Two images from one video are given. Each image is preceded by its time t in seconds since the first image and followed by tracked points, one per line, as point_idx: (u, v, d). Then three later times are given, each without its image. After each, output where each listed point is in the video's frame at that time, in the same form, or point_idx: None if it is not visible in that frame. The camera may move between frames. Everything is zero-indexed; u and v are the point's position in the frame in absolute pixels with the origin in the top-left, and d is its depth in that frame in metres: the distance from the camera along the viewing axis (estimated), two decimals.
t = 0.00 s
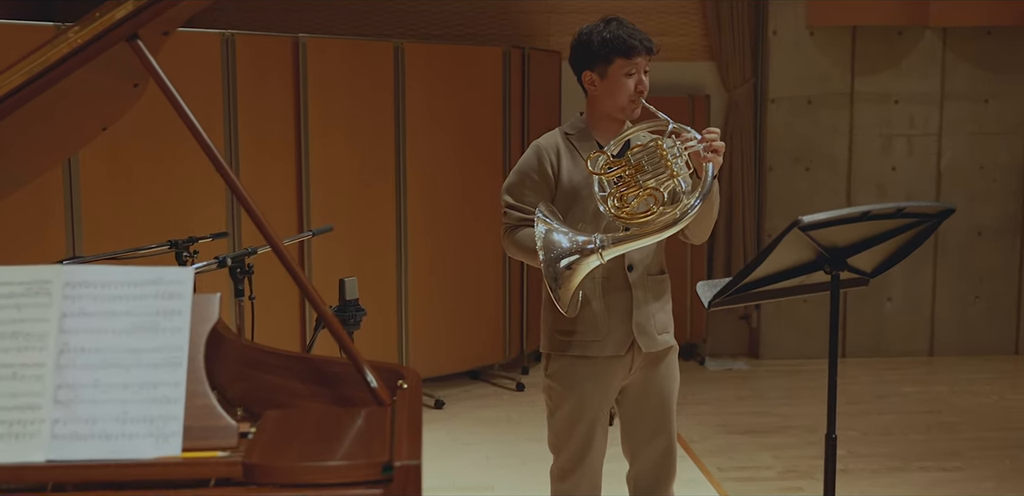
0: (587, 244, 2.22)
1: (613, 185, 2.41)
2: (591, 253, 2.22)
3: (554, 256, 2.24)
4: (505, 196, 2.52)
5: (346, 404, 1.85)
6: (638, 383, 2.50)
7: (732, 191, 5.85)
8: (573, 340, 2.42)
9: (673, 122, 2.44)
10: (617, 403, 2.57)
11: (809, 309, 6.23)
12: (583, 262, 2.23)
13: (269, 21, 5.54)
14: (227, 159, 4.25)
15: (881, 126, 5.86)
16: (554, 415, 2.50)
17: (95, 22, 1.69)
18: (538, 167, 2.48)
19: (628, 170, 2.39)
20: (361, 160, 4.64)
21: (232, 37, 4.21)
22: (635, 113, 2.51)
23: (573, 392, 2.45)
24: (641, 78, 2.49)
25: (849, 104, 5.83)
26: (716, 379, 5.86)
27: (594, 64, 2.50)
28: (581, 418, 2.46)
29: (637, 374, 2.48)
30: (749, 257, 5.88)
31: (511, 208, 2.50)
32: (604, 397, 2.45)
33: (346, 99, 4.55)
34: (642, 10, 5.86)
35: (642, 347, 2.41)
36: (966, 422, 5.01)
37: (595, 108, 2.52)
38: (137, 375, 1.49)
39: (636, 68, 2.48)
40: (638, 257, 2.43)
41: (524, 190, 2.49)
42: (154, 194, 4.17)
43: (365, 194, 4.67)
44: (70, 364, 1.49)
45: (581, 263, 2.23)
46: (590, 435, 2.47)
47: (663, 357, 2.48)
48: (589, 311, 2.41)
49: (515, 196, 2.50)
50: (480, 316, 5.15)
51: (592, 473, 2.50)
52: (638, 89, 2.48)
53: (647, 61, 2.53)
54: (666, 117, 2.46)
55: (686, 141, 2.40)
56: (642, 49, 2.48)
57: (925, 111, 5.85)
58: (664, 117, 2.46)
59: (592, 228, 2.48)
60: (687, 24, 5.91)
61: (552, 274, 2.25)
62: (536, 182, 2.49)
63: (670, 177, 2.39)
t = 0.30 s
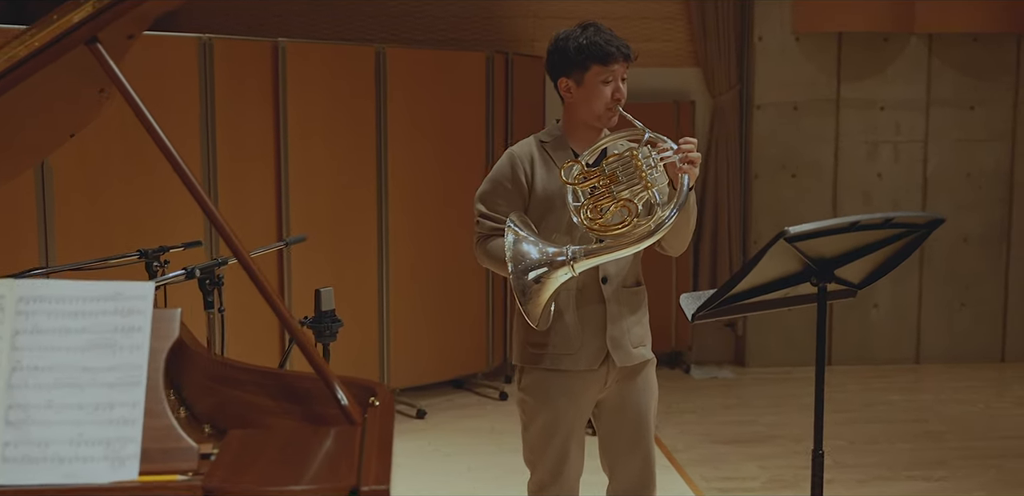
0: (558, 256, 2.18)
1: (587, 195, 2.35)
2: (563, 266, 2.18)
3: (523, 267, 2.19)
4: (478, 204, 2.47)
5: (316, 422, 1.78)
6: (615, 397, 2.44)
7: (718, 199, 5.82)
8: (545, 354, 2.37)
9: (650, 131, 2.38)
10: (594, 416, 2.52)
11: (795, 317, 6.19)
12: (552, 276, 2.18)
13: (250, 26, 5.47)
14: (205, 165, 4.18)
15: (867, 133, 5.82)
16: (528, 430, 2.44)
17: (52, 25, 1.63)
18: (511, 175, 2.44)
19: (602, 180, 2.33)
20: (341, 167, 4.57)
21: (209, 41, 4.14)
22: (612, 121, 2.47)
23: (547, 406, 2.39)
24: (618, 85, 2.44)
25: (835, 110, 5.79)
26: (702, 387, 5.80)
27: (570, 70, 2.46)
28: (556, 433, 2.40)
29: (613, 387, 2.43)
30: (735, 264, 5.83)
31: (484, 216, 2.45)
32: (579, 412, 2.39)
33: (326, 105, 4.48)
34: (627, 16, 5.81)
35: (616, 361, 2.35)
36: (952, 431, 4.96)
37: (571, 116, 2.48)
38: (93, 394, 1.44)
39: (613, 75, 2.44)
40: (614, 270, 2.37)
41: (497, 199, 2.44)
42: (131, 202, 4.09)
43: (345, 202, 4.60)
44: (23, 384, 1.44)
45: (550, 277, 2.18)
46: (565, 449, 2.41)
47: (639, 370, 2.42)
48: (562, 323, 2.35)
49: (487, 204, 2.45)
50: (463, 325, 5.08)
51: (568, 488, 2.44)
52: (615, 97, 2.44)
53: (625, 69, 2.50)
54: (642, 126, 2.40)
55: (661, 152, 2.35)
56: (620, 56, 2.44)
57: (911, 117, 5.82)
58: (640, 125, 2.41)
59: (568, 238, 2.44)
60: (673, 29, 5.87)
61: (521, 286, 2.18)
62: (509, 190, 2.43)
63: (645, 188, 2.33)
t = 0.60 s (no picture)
0: (529, 265, 2.13)
1: (562, 202, 2.32)
2: (533, 275, 2.13)
3: (493, 275, 2.13)
4: (453, 210, 2.45)
5: (288, 441, 1.69)
6: (594, 408, 2.38)
7: (705, 204, 5.77)
8: (519, 364, 2.30)
9: (628, 138, 2.36)
10: (573, 427, 2.45)
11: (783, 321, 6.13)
12: (521, 285, 2.13)
13: (231, 29, 5.39)
14: (183, 171, 4.08)
15: (855, 135, 5.77)
16: (504, 442, 2.37)
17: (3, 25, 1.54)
18: (486, 180, 2.42)
19: (577, 187, 2.30)
20: (322, 173, 4.49)
21: (186, 43, 4.05)
22: (592, 125, 2.44)
23: (522, 418, 2.32)
24: (598, 89, 2.41)
25: (823, 112, 5.74)
26: (690, 393, 5.74)
27: (548, 73, 2.42)
28: (533, 446, 2.32)
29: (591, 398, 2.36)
30: (721, 269, 5.77)
31: (457, 222, 2.43)
32: (556, 424, 2.32)
33: (307, 109, 4.41)
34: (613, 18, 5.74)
35: (592, 373, 2.29)
36: (943, 436, 4.91)
37: (550, 119, 2.45)
38: (43, 414, 1.38)
39: (593, 78, 2.40)
40: (590, 279, 2.31)
41: (471, 204, 2.42)
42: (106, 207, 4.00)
43: (326, 208, 4.52)
44: None
45: (519, 286, 2.13)
46: (542, 464, 2.33)
47: (619, 381, 2.36)
48: (535, 334, 2.29)
49: (461, 209, 2.43)
50: (447, 331, 5.01)
51: None
52: (594, 101, 2.41)
53: (607, 71, 2.46)
54: (620, 132, 2.37)
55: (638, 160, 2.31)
56: (600, 59, 2.40)
57: (899, 120, 5.77)
58: (618, 131, 2.39)
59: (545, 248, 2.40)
60: (659, 32, 5.80)
61: (489, 296, 2.13)
62: (483, 195, 2.42)
63: (620, 197, 2.29)
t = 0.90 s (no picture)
0: (501, 277, 2.07)
1: (541, 211, 2.29)
2: (505, 288, 2.07)
3: (464, 285, 2.09)
4: (427, 215, 2.38)
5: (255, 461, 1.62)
6: (573, 423, 2.29)
7: (695, 207, 5.70)
8: (493, 377, 2.22)
9: (609, 147, 2.31)
10: (552, 441, 2.36)
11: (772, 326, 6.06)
12: (492, 297, 2.08)
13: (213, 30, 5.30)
14: (159, 173, 3.97)
15: (845, 138, 5.70)
16: (480, 458, 2.29)
17: None
18: (463, 185, 2.35)
19: (556, 197, 2.26)
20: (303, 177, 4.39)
21: (163, 43, 3.94)
22: (575, 131, 2.37)
23: (498, 432, 2.24)
24: (582, 95, 2.34)
25: (813, 115, 5.67)
26: (678, 399, 5.67)
27: (530, 76, 2.35)
28: (509, 462, 2.24)
29: (571, 412, 2.28)
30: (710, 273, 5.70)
31: (432, 227, 2.36)
32: (533, 438, 2.25)
33: (287, 111, 4.32)
34: (601, 20, 5.66)
35: (570, 388, 2.21)
36: (935, 443, 4.84)
37: (532, 123, 2.39)
38: None
39: (577, 83, 2.33)
40: (568, 291, 2.23)
41: (447, 209, 2.35)
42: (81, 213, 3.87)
43: (308, 212, 4.43)
44: None
45: (491, 298, 2.08)
46: (520, 479, 2.26)
47: (599, 395, 2.28)
48: (511, 346, 2.21)
49: (437, 214, 2.36)
50: (431, 338, 4.92)
51: None
52: (578, 107, 2.34)
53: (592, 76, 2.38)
54: (602, 140, 2.32)
55: (619, 171, 2.28)
56: (585, 63, 2.33)
57: (889, 123, 5.71)
58: (601, 140, 2.34)
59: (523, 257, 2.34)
60: (648, 33, 5.73)
61: (459, 306, 2.09)
62: (460, 200, 2.35)
63: (600, 208, 2.26)
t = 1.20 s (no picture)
0: (479, 286, 2.05)
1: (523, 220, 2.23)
2: (481, 298, 2.05)
3: (440, 291, 2.07)
4: (406, 217, 2.33)
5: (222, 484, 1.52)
6: (554, 435, 2.27)
7: (685, 210, 5.63)
8: (468, 388, 2.21)
9: (595, 156, 2.30)
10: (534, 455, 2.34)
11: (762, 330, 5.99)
12: (467, 307, 2.06)
13: (194, 29, 5.21)
14: (137, 175, 3.88)
15: (836, 141, 5.64)
16: (459, 471, 2.26)
17: None
18: (443, 189, 2.30)
19: (539, 206, 2.22)
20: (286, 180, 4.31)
21: (141, 43, 3.85)
22: (560, 136, 2.32)
23: (475, 444, 2.22)
24: (570, 100, 2.29)
25: (803, 117, 5.61)
26: (667, 404, 5.59)
27: (518, 77, 2.29)
28: (488, 475, 2.23)
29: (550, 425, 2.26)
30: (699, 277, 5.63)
31: (410, 231, 2.31)
32: (512, 450, 2.23)
33: (270, 111, 4.23)
34: (590, 20, 5.58)
35: (548, 400, 2.20)
36: (928, 450, 4.78)
37: (517, 126, 2.34)
38: None
39: (564, 87, 2.27)
40: (547, 301, 2.22)
41: (426, 213, 2.30)
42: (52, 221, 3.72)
43: (290, 216, 4.34)
44: None
45: (465, 308, 2.06)
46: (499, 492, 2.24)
47: (579, 407, 2.26)
48: (486, 356, 2.20)
49: (415, 217, 2.31)
50: (416, 343, 4.84)
51: None
52: (565, 112, 2.29)
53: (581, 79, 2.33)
54: (589, 149, 2.31)
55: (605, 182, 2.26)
56: (574, 67, 2.27)
57: (881, 125, 5.65)
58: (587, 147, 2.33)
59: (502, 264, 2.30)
60: (636, 35, 5.66)
61: (433, 313, 2.07)
62: (439, 204, 2.30)
63: (584, 220, 2.22)
